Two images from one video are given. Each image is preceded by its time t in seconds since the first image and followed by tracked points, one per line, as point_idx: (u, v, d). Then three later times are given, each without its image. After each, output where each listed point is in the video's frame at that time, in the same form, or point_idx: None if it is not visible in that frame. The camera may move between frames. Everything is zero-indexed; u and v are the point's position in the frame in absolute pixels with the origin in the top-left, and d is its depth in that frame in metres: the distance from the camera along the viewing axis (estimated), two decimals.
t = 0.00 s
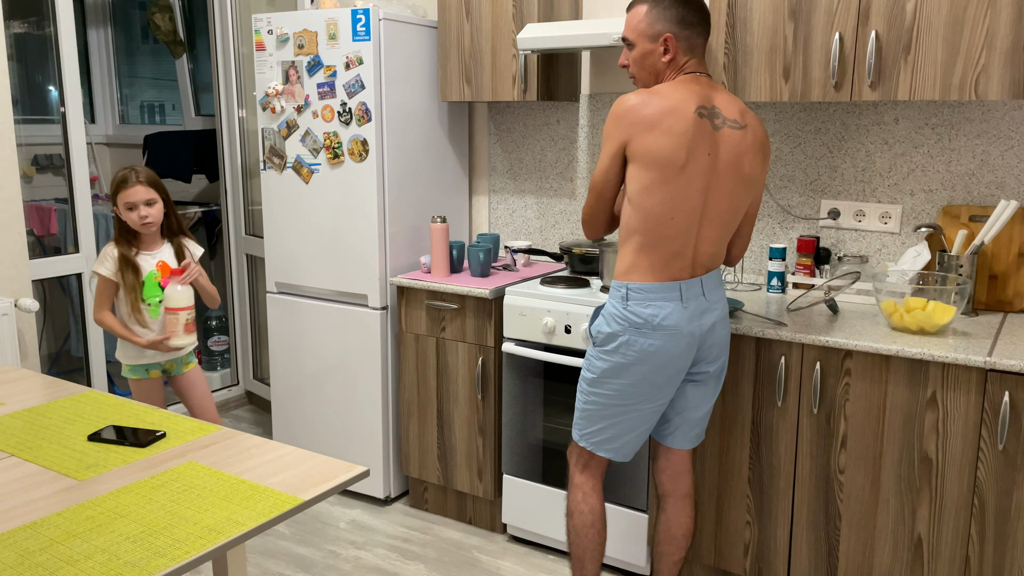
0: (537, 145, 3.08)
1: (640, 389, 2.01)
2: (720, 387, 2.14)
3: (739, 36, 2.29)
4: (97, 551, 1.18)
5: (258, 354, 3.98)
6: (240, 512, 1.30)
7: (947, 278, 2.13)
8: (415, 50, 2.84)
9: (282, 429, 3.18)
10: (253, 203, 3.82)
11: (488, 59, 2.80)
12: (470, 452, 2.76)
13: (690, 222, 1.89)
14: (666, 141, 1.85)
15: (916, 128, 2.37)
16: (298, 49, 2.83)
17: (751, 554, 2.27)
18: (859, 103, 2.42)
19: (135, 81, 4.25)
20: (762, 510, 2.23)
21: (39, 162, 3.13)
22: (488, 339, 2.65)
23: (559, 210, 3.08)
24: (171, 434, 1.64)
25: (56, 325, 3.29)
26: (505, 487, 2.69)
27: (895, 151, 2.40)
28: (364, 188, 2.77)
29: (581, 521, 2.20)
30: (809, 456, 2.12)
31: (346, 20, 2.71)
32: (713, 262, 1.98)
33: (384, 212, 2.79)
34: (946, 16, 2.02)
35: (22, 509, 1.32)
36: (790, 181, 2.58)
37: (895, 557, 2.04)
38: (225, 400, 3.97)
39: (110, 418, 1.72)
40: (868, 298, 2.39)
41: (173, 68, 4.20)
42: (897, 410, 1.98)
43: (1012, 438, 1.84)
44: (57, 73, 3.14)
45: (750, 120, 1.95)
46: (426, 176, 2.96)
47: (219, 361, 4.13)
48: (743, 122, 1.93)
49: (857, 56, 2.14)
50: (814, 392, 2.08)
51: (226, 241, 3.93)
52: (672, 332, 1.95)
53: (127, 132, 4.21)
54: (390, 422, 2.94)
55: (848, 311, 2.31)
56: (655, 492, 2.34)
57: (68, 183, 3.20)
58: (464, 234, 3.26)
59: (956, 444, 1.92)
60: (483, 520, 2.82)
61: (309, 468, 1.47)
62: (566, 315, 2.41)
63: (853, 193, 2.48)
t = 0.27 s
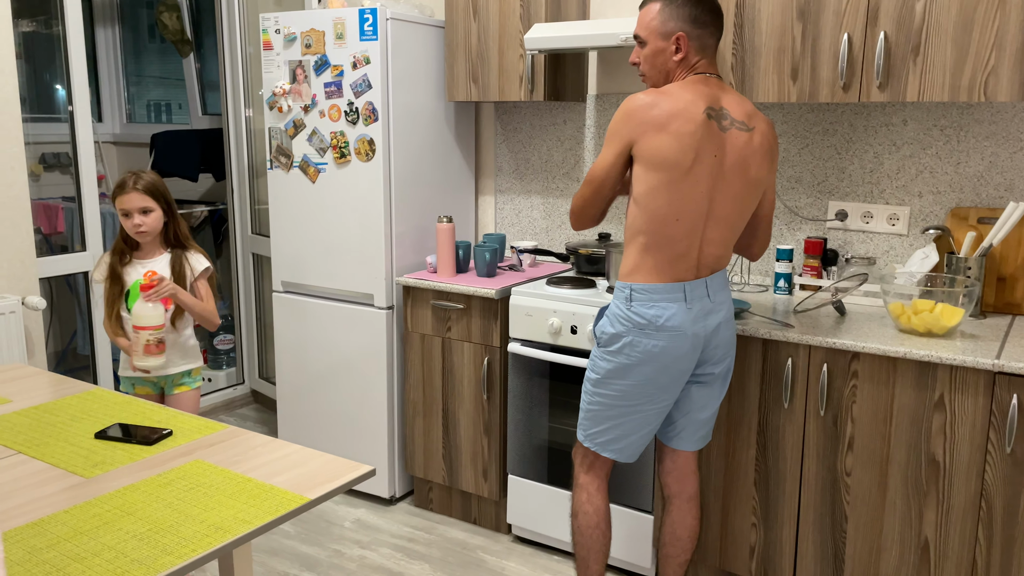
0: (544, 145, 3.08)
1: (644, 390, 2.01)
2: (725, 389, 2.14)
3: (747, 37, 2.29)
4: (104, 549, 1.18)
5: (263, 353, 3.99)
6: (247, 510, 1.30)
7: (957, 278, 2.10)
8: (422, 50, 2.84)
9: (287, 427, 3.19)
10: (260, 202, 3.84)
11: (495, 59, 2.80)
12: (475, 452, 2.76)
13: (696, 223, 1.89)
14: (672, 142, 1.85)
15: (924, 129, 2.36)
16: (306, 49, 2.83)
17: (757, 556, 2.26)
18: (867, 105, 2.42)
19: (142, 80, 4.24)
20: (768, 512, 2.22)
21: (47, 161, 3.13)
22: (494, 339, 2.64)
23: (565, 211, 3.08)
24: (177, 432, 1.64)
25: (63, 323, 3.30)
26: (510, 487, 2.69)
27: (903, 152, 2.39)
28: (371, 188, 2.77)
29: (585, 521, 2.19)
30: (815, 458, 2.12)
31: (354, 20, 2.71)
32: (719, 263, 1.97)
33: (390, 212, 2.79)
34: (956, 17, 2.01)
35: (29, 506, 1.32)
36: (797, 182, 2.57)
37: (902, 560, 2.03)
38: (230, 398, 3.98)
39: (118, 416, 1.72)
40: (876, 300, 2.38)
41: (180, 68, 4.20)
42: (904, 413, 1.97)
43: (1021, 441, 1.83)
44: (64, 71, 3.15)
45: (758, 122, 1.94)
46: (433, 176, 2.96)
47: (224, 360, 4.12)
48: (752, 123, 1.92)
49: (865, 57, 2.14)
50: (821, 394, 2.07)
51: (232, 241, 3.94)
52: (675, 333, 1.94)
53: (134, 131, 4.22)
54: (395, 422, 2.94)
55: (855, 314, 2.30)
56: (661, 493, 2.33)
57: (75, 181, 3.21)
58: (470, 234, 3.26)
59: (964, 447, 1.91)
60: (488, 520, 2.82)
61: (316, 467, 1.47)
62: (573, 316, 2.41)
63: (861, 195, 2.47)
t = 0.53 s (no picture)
0: (551, 145, 3.08)
1: (647, 391, 2.00)
2: (730, 390, 2.13)
3: (756, 38, 2.28)
4: (112, 546, 1.18)
5: (270, 352, 4.00)
6: (254, 509, 1.30)
7: (966, 281, 2.10)
8: (430, 49, 2.84)
9: (294, 426, 3.19)
10: (268, 202, 3.86)
11: (503, 59, 2.80)
12: (481, 452, 2.76)
13: (701, 225, 1.88)
14: (678, 144, 1.84)
15: (934, 131, 2.35)
16: (314, 48, 2.84)
17: (763, 557, 2.25)
18: (877, 106, 2.41)
19: (150, 80, 4.18)
20: (775, 514, 2.21)
21: (56, 159, 3.14)
22: (501, 339, 2.64)
23: (572, 211, 3.08)
24: (185, 430, 1.64)
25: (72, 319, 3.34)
26: (516, 487, 2.69)
27: (913, 154, 2.38)
28: (378, 187, 2.77)
29: (590, 522, 2.19)
30: (823, 460, 2.11)
31: (362, 20, 2.72)
32: (724, 265, 1.97)
33: (397, 211, 2.80)
34: (966, 18, 2.00)
35: (38, 503, 1.32)
36: (806, 183, 2.56)
37: (910, 563, 2.02)
38: (237, 397, 3.99)
39: (126, 413, 1.73)
40: (885, 302, 2.37)
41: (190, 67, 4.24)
42: (912, 415, 1.96)
43: None
44: (74, 71, 3.16)
45: (766, 124, 1.93)
46: (440, 175, 2.96)
47: (231, 358, 4.11)
48: (759, 125, 1.91)
49: (875, 58, 2.13)
50: (829, 396, 2.07)
51: (240, 240, 3.95)
52: (679, 334, 1.94)
53: (142, 130, 4.14)
54: (402, 421, 2.94)
55: (863, 315, 2.29)
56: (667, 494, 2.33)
57: (84, 180, 3.22)
58: (477, 234, 3.26)
59: (972, 450, 1.90)
60: (494, 520, 2.82)
61: (323, 466, 1.47)
62: (580, 316, 2.41)
63: (870, 196, 2.47)
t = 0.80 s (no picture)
0: (559, 145, 3.07)
1: (651, 391, 2.00)
2: (735, 391, 2.12)
3: (765, 38, 2.28)
4: (120, 544, 1.19)
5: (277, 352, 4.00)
6: (261, 507, 1.31)
7: (975, 282, 2.09)
8: (438, 49, 2.84)
9: (301, 425, 3.20)
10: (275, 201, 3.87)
11: (511, 59, 2.79)
12: (487, 452, 2.76)
13: (705, 227, 1.88)
14: (681, 146, 1.84)
15: (944, 132, 2.34)
16: (322, 48, 2.84)
17: (771, 559, 2.24)
18: (885, 107, 2.40)
19: (158, 79, 4.04)
20: (782, 516, 2.21)
21: (65, 158, 3.15)
22: (508, 339, 2.64)
23: (579, 212, 3.07)
24: (193, 429, 1.65)
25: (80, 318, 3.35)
26: (522, 487, 2.69)
27: (923, 155, 2.37)
28: (386, 187, 2.77)
29: (596, 522, 2.19)
30: (830, 462, 2.10)
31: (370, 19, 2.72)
32: (728, 266, 1.96)
33: (405, 211, 2.80)
34: (976, 19, 1.99)
35: (47, 500, 1.33)
36: (814, 184, 2.55)
37: (918, 566, 2.01)
38: (244, 396, 3.99)
39: (134, 412, 1.74)
40: (893, 303, 2.36)
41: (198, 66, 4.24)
42: (921, 418, 1.95)
43: None
44: (83, 69, 3.18)
45: (771, 125, 1.92)
46: (447, 175, 2.96)
47: (238, 358, 4.09)
48: (764, 126, 1.90)
49: (884, 59, 2.12)
50: (837, 397, 2.06)
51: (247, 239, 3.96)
52: (683, 335, 1.93)
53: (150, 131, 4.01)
54: (408, 421, 2.95)
55: (872, 317, 2.28)
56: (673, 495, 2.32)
57: (93, 178, 3.24)
58: (484, 234, 3.26)
59: (981, 453, 1.89)
60: (500, 520, 2.82)
61: (330, 464, 1.47)
62: (587, 316, 2.40)
63: (879, 197, 2.46)
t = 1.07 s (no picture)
0: (565, 145, 3.07)
1: (651, 392, 1.99)
2: (738, 392, 2.12)
3: (772, 38, 2.27)
4: (125, 542, 1.19)
5: (283, 351, 4.01)
6: (266, 507, 1.31)
7: (982, 284, 2.10)
8: (444, 49, 2.84)
9: (306, 425, 3.20)
10: (281, 200, 3.87)
11: (517, 59, 2.79)
12: (492, 452, 2.76)
13: (704, 227, 1.87)
14: (677, 146, 1.85)
15: (952, 133, 2.33)
16: (328, 48, 2.85)
17: (775, 561, 2.24)
18: (893, 107, 2.39)
19: (166, 78, 4.23)
20: (788, 517, 2.20)
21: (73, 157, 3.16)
22: (513, 339, 2.64)
23: (584, 212, 3.07)
24: (198, 428, 1.65)
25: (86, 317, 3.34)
26: (527, 487, 2.69)
27: (930, 156, 2.36)
28: (391, 187, 2.78)
29: (600, 523, 2.18)
30: (836, 464, 2.10)
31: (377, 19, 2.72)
32: (730, 267, 1.95)
33: (410, 211, 2.80)
34: (985, 19, 1.98)
35: (53, 498, 1.33)
36: (821, 185, 2.55)
37: (924, 569, 2.01)
38: (250, 395, 4.00)
39: (140, 410, 1.74)
40: (900, 305, 2.36)
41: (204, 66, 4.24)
42: (927, 420, 1.95)
43: None
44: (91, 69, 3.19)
45: (772, 125, 1.90)
46: (453, 175, 2.96)
47: (244, 356, 4.11)
48: (765, 125, 1.88)
49: (892, 59, 2.11)
50: (844, 399, 2.05)
51: (253, 238, 3.97)
52: (684, 335, 1.93)
53: (156, 129, 4.21)
54: (413, 421, 2.95)
55: (878, 318, 2.28)
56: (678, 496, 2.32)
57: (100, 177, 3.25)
58: (489, 234, 3.26)
59: (988, 455, 1.88)
60: (505, 521, 2.82)
61: (336, 464, 1.47)
62: (592, 317, 2.40)
63: (886, 199, 2.45)
